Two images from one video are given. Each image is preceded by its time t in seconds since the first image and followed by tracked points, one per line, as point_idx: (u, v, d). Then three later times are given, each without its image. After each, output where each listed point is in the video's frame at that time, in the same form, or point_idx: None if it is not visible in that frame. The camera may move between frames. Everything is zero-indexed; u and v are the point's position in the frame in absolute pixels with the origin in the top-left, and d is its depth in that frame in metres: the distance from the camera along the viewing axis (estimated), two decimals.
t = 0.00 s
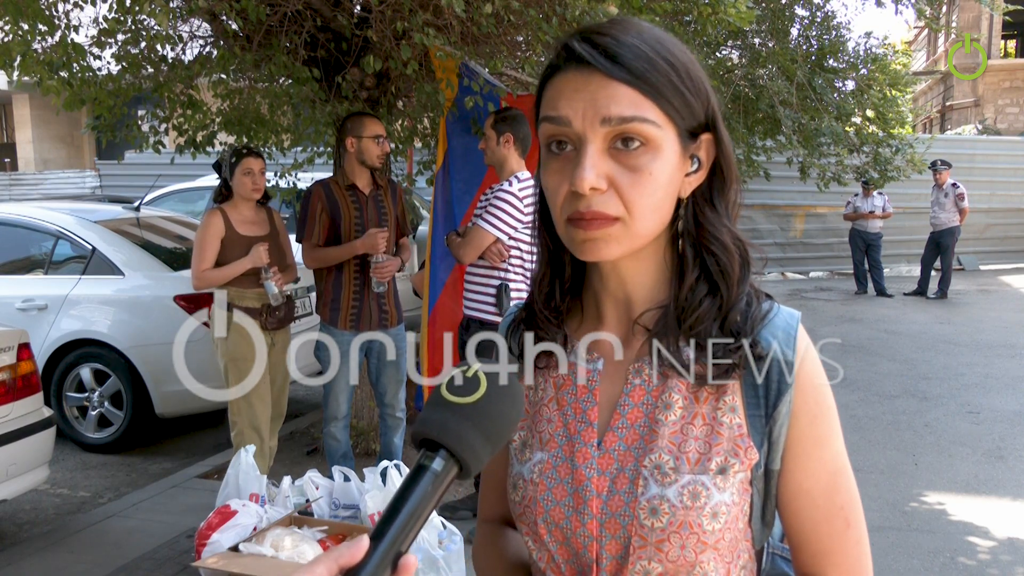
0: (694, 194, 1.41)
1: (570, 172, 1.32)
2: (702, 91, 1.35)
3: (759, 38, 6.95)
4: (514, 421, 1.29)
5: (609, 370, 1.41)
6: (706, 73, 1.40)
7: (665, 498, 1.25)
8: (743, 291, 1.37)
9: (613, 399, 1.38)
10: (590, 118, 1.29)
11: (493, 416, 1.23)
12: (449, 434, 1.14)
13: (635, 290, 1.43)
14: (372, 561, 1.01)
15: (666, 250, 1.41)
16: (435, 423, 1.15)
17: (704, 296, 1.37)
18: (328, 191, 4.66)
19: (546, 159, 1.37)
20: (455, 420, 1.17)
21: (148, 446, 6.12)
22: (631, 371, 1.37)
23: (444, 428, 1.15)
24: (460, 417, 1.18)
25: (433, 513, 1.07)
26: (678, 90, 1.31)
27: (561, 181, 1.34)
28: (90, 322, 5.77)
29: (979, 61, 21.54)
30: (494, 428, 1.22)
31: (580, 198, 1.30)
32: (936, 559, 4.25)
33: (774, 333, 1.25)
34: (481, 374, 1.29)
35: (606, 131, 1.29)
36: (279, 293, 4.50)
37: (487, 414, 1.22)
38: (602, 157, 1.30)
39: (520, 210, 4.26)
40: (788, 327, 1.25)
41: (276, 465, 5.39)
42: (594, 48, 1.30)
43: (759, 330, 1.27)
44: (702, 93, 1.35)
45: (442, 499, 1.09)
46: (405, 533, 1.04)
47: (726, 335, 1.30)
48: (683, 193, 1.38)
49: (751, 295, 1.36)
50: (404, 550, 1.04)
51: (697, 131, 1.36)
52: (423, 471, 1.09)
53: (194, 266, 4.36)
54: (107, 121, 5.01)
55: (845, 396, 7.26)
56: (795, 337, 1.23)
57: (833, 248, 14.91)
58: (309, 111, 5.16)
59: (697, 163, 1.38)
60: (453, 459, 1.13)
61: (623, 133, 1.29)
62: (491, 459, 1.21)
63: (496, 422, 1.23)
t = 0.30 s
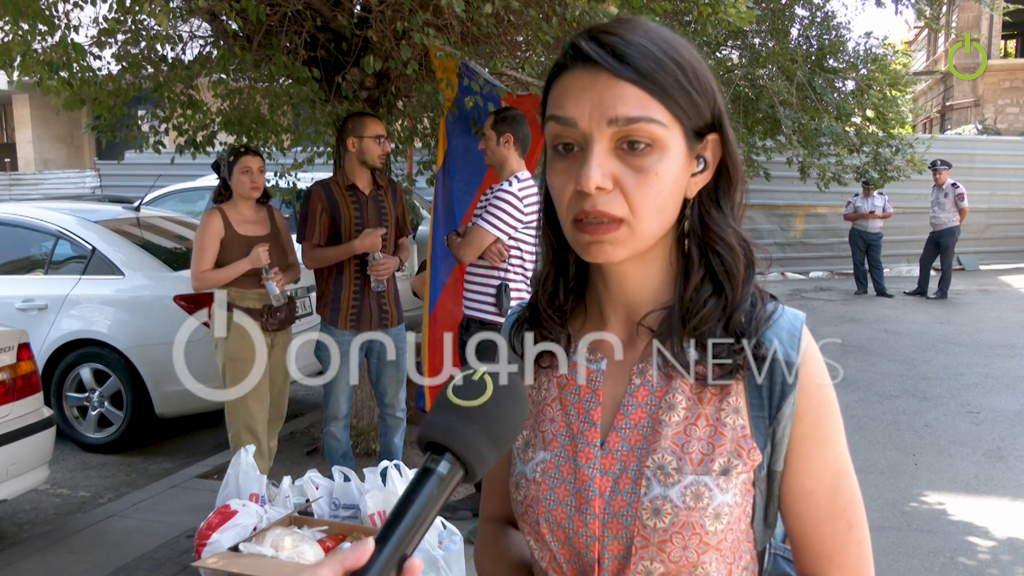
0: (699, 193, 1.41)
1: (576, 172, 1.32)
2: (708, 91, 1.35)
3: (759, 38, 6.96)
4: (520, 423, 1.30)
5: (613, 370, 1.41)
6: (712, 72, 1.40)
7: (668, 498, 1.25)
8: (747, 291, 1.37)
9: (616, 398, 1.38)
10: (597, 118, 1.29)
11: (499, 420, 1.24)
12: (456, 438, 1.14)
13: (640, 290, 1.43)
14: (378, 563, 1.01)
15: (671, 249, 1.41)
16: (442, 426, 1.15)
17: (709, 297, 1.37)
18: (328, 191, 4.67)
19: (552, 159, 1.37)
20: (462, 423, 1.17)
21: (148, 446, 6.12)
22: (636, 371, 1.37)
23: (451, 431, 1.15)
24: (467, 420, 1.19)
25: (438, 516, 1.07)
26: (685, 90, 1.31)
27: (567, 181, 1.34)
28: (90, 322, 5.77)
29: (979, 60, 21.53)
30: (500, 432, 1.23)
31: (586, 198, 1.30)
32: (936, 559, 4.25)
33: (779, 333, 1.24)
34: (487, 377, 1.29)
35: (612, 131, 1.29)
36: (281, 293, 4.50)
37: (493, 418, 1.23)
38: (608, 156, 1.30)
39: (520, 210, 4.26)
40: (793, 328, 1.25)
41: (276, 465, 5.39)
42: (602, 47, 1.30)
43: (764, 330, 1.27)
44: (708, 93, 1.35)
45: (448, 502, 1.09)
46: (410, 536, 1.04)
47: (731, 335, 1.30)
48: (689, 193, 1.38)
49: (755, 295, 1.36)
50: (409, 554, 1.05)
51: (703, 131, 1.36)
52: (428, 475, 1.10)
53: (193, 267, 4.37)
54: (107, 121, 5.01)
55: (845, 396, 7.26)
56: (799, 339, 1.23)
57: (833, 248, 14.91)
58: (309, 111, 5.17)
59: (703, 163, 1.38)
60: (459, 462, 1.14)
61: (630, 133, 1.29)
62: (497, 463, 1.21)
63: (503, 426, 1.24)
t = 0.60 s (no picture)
0: (701, 194, 1.41)
1: (577, 173, 1.32)
2: (710, 91, 1.35)
3: (759, 38, 6.97)
4: (524, 424, 1.30)
5: (613, 370, 1.41)
6: (714, 72, 1.40)
7: (663, 500, 1.25)
8: (748, 293, 1.36)
9: (614, 399, 1.38)
10: (598, 118, 1.29)
11: (502, 421, 1.23)
12: (458, 438, 1.14)
13: (641, 290, 1.43)
14: (381, 562, 1.01)
15: (673, 250, 1.41)
16: (444, 427, 1.16)
17: (709, 298, 1.37)
18: (328, 191, 4.67)
19: (554, 159, 1.37)
20: (464, 424, 1.17)
21: (148, 446, 6.12)
22: (635, 371, 1.37)
23: (453, 432, 1.15)
24: (469, 421, 1.19)
25: (440, 517, 1.07)
26: (686, 90, 1.31)
27: (568, 182, 1.34)
28: (90, 322, 5.76)
29: (979, 61, 21.54)
30: (503, 433, 1.22)
31: (587, 199, 1.31)
32: (936, 559, 4.25)
33: (778, 337, 1.24)
34: (490, 379, 1.29)
35: (613, 132, 1.29)
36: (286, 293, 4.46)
37: (496, 419, 1.22)
38: (609, 157, 1.30)
39: (521, 210, 4.26)
40: (792, 331, 1.25)
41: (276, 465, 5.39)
42: (603, 48, 1.30)
43: (764, 333, 1.27)
44: (710, 93, 1.35)
45: (450, 502, 1.09)
46: (412, 537, 1.03)
47: (731, 336, 1.30)
48: (691, 193, 1.38)
49: (756, 297, 1.35)
50: (413, 554, 1.05)
51: (705, 131, 1.36)
52: (431, 475, 1.10)
53: (195, 271, 4.37)
54: (107, 121, 5.01)
55: (845, 396, 7.27)
56: (798, 345, 1.23)
57: (833, 248, 14.91)
58: (309, 111, 5.17)
59: (705, 163, 1.38)
60: (462, 463, 1.14)
61: (631, 134, 1.29)
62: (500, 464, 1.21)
63: (506, 427, 1.24)
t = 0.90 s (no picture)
0: (698, 194, 1.41)
1: (572, 171, 1.32)
2: (707, 91, 1.35)
3: (759, 38, 6.97)
4: (525, 425, 1.30)
5: (608, 370, 1.41)
6: (712, 73, 1.40)
7: (654, 501, 1.24)
8: (743, 294, 1.36)
9: (607, 399, 1.38)
10: (594, 117, 1.29)
11: (504, 421, 1.23)
12: (459, 438, 1.15)
13: (636, 290, 1.43)
14: (382, 562, 1.01)
15: (668, 249, 1.42)
16: (445, 427, 1.16)
17: (704, 298, 1.37)
18: (329, 191, 4.67)
19: (550, 157, 1.37)
20: (465, 424, 1.17)
21: (148, 446, 6.12)
22: (627, 372, 1.37)
23: (454, 432, 1.15)
24: (470, 422, 1.19)
25: (441, 518, 1.07)
26: (683, 90, 1.31)
27: (563, 180, 1.34)
28: (90, 322, 5.76)
29: (979, 61, 21.53)
30: (505, 433, 1.22)
31: (582, 197, 1.31)
32: (936, 559, 4.25)
33: (769, 340, 1.25)
34: (491, 380, 1.29)
35: (609, 130, 1.29)
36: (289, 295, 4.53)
37: (498, 419, 1.22)
38: (604, 156, 1.30)
39: (522, 209, 4.26)
40: (785, 335, 1.25)
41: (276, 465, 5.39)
42: (600, 46, 1.30)
43: (757, 334, 1.27)
44: (707, 94, 1.35)
45: (451, 503, 1.09)
46: (413, 537, 1.04)
47: (725, 336, 1.30)
48: (687, 194, 1.38)
49: (751, 298, 1.35)
50: (414, 555, 1.05)
51: (702, 132, 1.36)
52: (432, 475, 1.10)
53: (195, 273, 4.38)
54: (107, 121, 5.02)
55: (845, 396, 7.27)
56: (791, 347, 1.24)
57: (833, 248, 14.91)
58: (309, 111, 5.17)
59: (702, 163, 1.38)
60: (462, 463, 1.14)
61: (626, 133, 1.29)
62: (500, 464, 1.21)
63: (507, 428, 1.24)
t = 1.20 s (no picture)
0: (692, 198, 1.41)
1: (567, 168, 1.32)
2: (705, 95, 1.35)
3: (759, 38, 6.98)
4: (522, 424, 1.30)
5: (598, 369, 1.42)
6: (712, 79, 1.40)
7: (640, 498, 1.25)
8: (733, 297, 1.36)
9: (598, 398, 1.38)
10: (591, 114, 1.29)
11: (501, 422, 1.23)
12: (457, 438, 1.15)
13: (627, 290, 1.43)
14: (380, 563, 1.01)
15: (661, 251, 1.42)
16: (443, 428, 1.16)
17: (694, 300, 1.37)
18: (329, 190, 4.67)
19: (547, 153, 1.37)
20: (463, 425, 1.17)
21: (148, 446, 6.12)
22: (617, 371, 1.38)
23: (452, 432, 1.15)
24: (468, 422, 1.19)
25: (439, 518, 1.07)
26: (681, 94, 1.31)
27: (558, 176, 1.34)
28: (90, 322, 5.77)
29: (979, 60, 21.53)
30: (503, 435, 1.23)
31: (575, 193, 1.31)
32: (936, 559, 4.25)
33: (759, 341, 1.25)
34: (489, 379, 1.29)
35: (605, 128, 1.29)
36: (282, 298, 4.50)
37: (496, 420, 1.23)
38: (599, 154, 1.30)
39: (522, 210, 4.26)
40: (775, 334, 1.26)
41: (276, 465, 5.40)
42: (600, 46, 1.30)
43: (747, 334, 1.27)
44: (705, 98, 1.35)
45: (449, 503, 1.09)
46: (411, 538, 1.04)
47: (715, 337, 1.30)
48: (681, 197, 1.38)
49: (742, 300, 1.35)
50: (411, 554, 1.04)
51: (698, 136, 1.36)
52: (430, 475, 1.10)
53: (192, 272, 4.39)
54: (107, 121, 5.02)
55: (845, 397, 7.27)
56: (779, 348, 1.24)
57: (833, 248, 14.92)
58: (309, 111, 5.18)
59: (697, 168, 1.38)
60: (460, 463, 1.14)
61: (622, 133, 1.29)
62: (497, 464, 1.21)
63: (505, 428, 1.24)
